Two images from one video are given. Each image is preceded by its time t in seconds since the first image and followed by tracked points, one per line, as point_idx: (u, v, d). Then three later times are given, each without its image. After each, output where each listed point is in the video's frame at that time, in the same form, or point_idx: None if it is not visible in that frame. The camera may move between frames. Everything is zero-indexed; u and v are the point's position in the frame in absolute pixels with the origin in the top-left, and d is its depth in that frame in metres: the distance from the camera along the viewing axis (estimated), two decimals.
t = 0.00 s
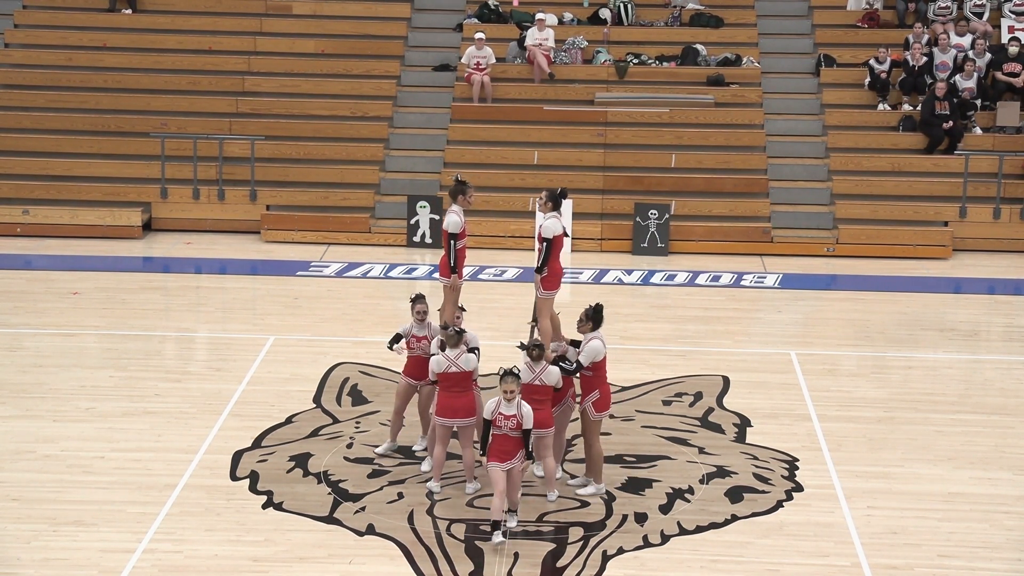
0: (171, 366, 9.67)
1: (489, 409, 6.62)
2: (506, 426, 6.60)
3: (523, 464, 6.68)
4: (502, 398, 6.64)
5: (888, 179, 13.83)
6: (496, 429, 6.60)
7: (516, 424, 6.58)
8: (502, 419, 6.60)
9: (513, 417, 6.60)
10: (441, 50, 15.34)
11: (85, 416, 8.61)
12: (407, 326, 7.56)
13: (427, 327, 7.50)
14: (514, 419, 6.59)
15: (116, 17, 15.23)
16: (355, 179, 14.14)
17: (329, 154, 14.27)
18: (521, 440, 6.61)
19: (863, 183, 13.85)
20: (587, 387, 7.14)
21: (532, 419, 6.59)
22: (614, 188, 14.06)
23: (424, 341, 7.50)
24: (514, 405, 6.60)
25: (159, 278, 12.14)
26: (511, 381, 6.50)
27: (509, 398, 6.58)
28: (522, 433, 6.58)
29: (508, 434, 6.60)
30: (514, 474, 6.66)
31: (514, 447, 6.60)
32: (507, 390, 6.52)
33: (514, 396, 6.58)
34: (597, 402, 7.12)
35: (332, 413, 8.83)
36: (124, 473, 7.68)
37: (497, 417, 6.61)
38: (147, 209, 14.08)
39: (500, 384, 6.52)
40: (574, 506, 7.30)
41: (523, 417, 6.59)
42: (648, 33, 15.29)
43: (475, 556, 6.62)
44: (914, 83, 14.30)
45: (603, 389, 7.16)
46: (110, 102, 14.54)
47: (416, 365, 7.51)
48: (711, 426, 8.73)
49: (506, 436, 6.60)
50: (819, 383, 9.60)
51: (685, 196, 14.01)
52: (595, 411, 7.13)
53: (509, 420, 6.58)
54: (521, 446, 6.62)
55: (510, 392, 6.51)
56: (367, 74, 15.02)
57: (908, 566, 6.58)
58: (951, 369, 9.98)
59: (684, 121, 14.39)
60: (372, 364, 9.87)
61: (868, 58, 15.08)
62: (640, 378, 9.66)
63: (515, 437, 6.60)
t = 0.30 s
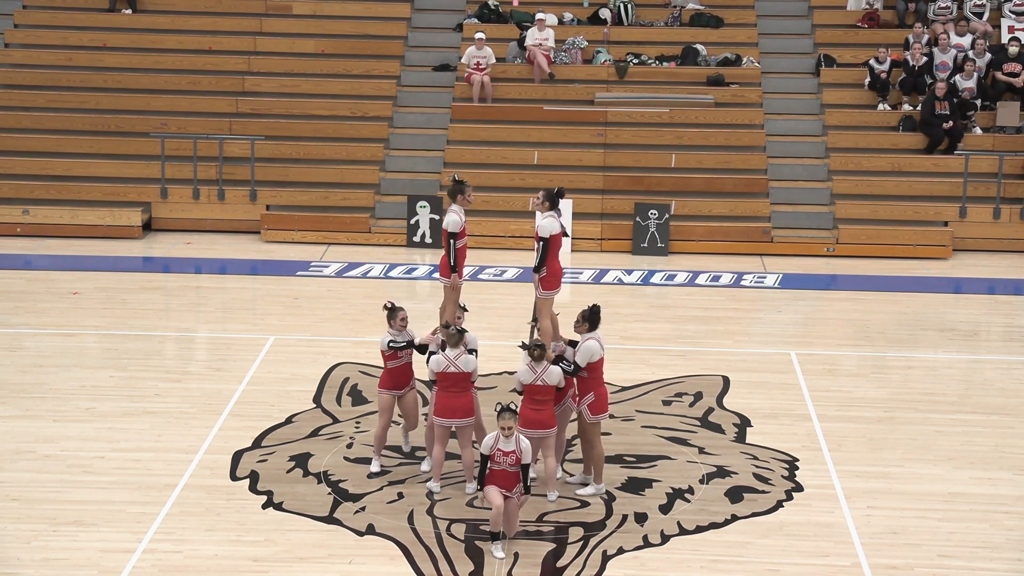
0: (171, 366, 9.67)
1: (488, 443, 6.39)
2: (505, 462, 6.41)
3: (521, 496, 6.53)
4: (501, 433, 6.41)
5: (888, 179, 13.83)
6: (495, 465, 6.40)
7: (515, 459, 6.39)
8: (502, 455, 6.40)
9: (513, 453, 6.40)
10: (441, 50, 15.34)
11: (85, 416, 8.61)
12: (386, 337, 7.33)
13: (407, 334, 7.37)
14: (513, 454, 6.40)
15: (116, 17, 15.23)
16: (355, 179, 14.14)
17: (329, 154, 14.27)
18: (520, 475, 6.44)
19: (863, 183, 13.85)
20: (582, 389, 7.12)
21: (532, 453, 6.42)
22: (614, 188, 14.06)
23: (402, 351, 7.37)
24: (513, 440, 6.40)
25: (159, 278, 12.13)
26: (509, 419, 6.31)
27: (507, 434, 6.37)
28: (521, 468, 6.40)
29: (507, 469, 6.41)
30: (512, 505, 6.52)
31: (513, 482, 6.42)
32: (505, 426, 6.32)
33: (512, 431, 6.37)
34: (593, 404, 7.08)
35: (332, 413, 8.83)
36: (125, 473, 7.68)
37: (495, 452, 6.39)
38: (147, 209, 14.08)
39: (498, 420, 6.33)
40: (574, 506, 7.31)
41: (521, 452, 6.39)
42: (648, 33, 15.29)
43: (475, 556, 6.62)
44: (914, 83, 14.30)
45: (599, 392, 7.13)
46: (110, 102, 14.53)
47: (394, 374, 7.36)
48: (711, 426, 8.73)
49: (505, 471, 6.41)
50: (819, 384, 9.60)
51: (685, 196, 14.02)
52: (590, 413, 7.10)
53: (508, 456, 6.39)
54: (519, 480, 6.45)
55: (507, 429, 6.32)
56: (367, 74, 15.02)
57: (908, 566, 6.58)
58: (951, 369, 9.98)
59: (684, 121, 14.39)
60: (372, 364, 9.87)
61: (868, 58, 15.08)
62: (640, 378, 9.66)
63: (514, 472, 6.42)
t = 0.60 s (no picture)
0: (171, 366, 9.67)
1: (489, 452, 6.37)
2: (506, 469, 6.39)
3: (522, 501, 6.53)
4: (502, 441, 6.38)
5: (888, 179, 13.83)
6: (497, 472, 6.38)
7: (517, 467, 6.38)
8: (502, 463, 6.37)
9: (515, 460, 6.38)
10: (441, 50, 15.34)
11: (85, 416, 8.61)
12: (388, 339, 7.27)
13: (408, 336, 7.35)
14: (515, 462, 6.38)
15: (116, 17, 15.23)
16: (355, 179, 14.15)
17: (329, 154, 14.27)
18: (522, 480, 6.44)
19: (863, 183, 13.85)
20: (580, 389, 7.12)
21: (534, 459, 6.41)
22: (614, 188, 14.06)
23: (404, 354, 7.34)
24: (515, 447, 6.38)
25: (159, 278, 12.13)
26: (511, 428, 6.29)
27: (509, 443, 6.34)
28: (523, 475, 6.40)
29: (508, 476, 6.40)
30: (512, 510, 6.52)
31: (515, 488, 6.42)
32: (507, 437, 6.29)
33: (514, 440, 6.35)
34: (590, 404, 7.08)
35: (332, 413, 8.83)
36: (125, 473, 7.68)
37: (497, 461, 6.37)
38: (147, 209, 14.08)
39: (500, 430, 6.30)
40: (575, 506, 7.31)
41: (524, 459, 6.39)
42: (648, 33, 15.28)
43: (475, 556, 6.62)
44: (914, 83, 14.30)
45: (597, 392, 7.13)
46: (111, 102, 14.54)
47: (394, 378, 7.32)
48: (711, 426, 8.73)
49: (507, 478, 6.40)
50: (819, 383, 9.60)
51: (685, 196, 14.02)
52: (588, 412, 7.10)
53: (510, 464, 6.37)
54: (521, 486, 6.45)
55: (509, 439, 6.30)
56: (368, 74, 15.02)
57: (908, 566, 6.58)
58: (951, 369, 9.98)
59: (684, 121, 14.39)
60: (372, 364, 9.88)
61: (868, 58, 15.08)
62: (640, 378, 9.66)
63: (516, 478, 6.42)
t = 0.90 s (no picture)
0: (171, 366, 9.67)
1: (491, 452, 6.37)
2: (508, 469, 6.39)
3: (523, 502, 6.53)
4: (504, 441, 6.39)
5: (888, 179, 13.83)
6: (498, 473, 6.39)
7: (519, 467, 6.38)
8: (503, 463, 6.37)
9: (516, 461, 6.39)
10: (441, 50, 15.34)
11: (85, 416, 8.61)
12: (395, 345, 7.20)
13: (412, 341, 7.32)
14: (516, 462, 6.38)
15: (116, 17, 15.23)
16: (355, 179, 14.14)
17: (329, 154, 14.27)
18: (523, 482, 6.44)
19: (863, 183, 13.85)
20: (577, 389, 7.12)
21: (535, 460, 6.41)
22: (615, 188, 14.06)
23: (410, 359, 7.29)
24: (516, 447, 6.38)
25: (159, 278, 12.13)
26: (512, 428, 6.30)
27: (511, 443, 6.35)
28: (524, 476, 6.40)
29: (509, 477, 6.41)
30: (513, 511, 6.51)
31: (516, 489, 6.42)
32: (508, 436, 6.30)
33: (515, 440, 6.36)
34: (588, 404, 7.09)
35: (332, 413, 8.83)
36: (125, 473, 7.68)
37: (499, 461, 6.37)
38: (147, 209, 14.07)
39: (501, 429, 6.31)
40: (575, 506, 7.31)
41: (526, 460, 6.39)
42: (648, 33, 15.29)
43: (475, 556, 6.62)
44: (914, 83, 14.30)
45: (595, 392, 7.14)
46: (110, 102, 14.53)
47: (401, 382, 7.25)
48: (711, 426, 8.73)
49: (509, 479, 6.41)
50: (819, 383, 9.60)
51: (685, 196, 14.01)
52: (585, 412, 7.11)
53: (512, 464, 6.37)
54: (522, 487, 6.44)
55: (510, 439, 6.32)
56: (368, 74, 15.02)
57: (908, 566, 6.58)
58: (951, 369, 9.98)
59: (684, 121, 14.39)
60: (372, 364, 9.87)
61: (868, 58, 15.07)
62: (640, 378, 9.66)
63: (517, 479, 6.42)
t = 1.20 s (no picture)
0: (172, 366, 9.67)
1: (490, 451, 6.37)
2: (508, 469, 6.39)
3: (523, 502, 6.52)
4: (504, 440, 6.39)
5: (888, 179, 13.83)
6: (498, 472, 6.38)
7: (518, 467, 6.38)
8: (503, 463, 6.37)
9: (516, 460, 6.38)
10: (441, 50, 15.34)
11: (85, 416, 8.61)
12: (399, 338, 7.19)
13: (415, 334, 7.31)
14: (516, 462, 6.38)
15: (116, 17, 15.23)
16: (355, 179, 14.14)
17: (329, 154, 14.26)
18: (522, 481, 6.44)
19: (862, 183, 13.85)
20: (575, 385, 7.10)
21: (535, 460, 6.41)
22: (615, 188, 14.06)
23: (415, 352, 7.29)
24: (517, 447, 6.38)
25: (159, 278, 12.13)
26: (512, 427, 6.30)
27: (510, 442, 6.35)
28: (524, 475, 6.40)
29: (509, 476, 6.41)
30: (513, 510, 6.51)
31: (516, 489, 6.42)
32: (508, 435, 6.30)
33: (516, 439, 6.36)
34: (586, 400, 7.08)
35: (332, 413, 8.84)
36: (125, 473, 7.68)
37: (499, 460, 6.37)
38: (147, 209, 14.07)
39: (501, 429, 6.31)
40: (574, 506, 7.31)
41: (525, 459, 6.39)
42: (648, 33, 15.28)
43: (474, 556, 6.62)
44: (914, 83, 14.29)
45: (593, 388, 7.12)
46: (110, 102, 14.54)
47: (405, 376, 7.25)
48: (711, 426, 8.73)
49: (509, 479, 6.40)
50: (819, 384, 9.60)
51: (685, 196, 14.01)
52: (584, 409, 7.09)
53: (512, 463, 6.37)
54: (522, 487, 6.44)
55: (512, 438, 6.32)
56: (368, 74, 15.02)
57: (908, 566, 6.58)
58: (951, 369, 9.98)
59: (684, 121, 14.40)
60: (372, 364, 9.88)
61: (868, 58, 15.08)
62: (640, 378, 9.66)
63: (517, 479, 6.41)
